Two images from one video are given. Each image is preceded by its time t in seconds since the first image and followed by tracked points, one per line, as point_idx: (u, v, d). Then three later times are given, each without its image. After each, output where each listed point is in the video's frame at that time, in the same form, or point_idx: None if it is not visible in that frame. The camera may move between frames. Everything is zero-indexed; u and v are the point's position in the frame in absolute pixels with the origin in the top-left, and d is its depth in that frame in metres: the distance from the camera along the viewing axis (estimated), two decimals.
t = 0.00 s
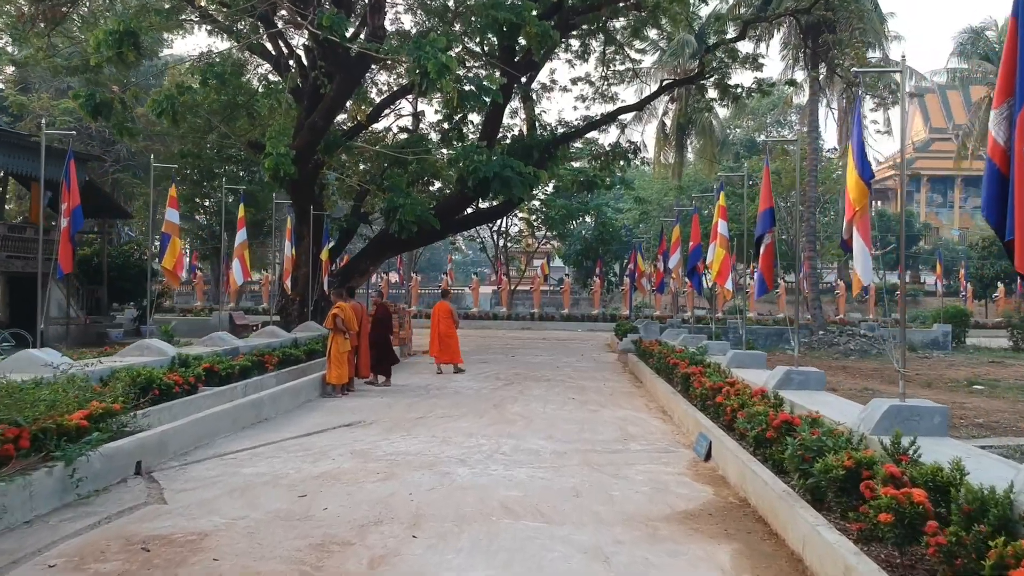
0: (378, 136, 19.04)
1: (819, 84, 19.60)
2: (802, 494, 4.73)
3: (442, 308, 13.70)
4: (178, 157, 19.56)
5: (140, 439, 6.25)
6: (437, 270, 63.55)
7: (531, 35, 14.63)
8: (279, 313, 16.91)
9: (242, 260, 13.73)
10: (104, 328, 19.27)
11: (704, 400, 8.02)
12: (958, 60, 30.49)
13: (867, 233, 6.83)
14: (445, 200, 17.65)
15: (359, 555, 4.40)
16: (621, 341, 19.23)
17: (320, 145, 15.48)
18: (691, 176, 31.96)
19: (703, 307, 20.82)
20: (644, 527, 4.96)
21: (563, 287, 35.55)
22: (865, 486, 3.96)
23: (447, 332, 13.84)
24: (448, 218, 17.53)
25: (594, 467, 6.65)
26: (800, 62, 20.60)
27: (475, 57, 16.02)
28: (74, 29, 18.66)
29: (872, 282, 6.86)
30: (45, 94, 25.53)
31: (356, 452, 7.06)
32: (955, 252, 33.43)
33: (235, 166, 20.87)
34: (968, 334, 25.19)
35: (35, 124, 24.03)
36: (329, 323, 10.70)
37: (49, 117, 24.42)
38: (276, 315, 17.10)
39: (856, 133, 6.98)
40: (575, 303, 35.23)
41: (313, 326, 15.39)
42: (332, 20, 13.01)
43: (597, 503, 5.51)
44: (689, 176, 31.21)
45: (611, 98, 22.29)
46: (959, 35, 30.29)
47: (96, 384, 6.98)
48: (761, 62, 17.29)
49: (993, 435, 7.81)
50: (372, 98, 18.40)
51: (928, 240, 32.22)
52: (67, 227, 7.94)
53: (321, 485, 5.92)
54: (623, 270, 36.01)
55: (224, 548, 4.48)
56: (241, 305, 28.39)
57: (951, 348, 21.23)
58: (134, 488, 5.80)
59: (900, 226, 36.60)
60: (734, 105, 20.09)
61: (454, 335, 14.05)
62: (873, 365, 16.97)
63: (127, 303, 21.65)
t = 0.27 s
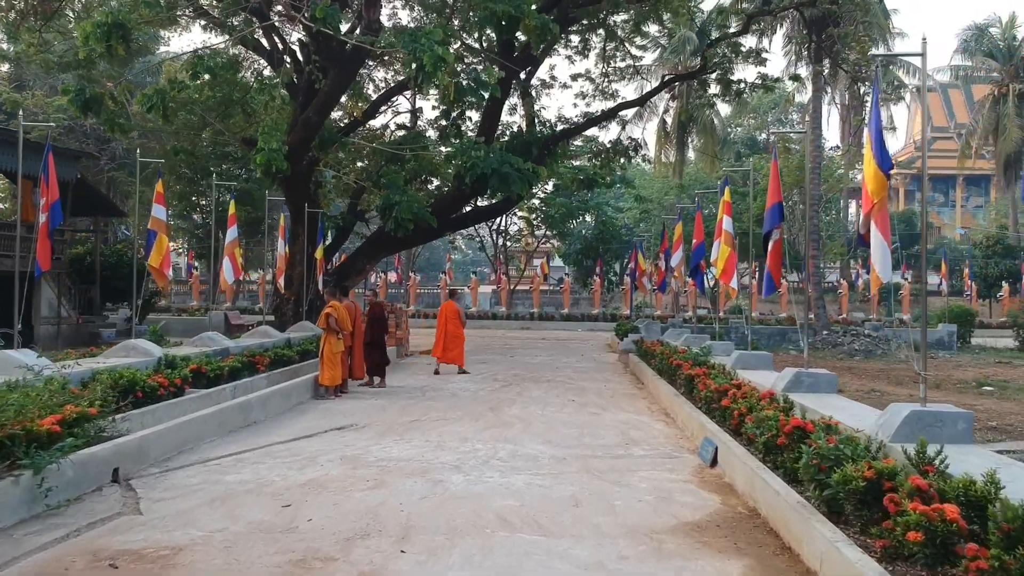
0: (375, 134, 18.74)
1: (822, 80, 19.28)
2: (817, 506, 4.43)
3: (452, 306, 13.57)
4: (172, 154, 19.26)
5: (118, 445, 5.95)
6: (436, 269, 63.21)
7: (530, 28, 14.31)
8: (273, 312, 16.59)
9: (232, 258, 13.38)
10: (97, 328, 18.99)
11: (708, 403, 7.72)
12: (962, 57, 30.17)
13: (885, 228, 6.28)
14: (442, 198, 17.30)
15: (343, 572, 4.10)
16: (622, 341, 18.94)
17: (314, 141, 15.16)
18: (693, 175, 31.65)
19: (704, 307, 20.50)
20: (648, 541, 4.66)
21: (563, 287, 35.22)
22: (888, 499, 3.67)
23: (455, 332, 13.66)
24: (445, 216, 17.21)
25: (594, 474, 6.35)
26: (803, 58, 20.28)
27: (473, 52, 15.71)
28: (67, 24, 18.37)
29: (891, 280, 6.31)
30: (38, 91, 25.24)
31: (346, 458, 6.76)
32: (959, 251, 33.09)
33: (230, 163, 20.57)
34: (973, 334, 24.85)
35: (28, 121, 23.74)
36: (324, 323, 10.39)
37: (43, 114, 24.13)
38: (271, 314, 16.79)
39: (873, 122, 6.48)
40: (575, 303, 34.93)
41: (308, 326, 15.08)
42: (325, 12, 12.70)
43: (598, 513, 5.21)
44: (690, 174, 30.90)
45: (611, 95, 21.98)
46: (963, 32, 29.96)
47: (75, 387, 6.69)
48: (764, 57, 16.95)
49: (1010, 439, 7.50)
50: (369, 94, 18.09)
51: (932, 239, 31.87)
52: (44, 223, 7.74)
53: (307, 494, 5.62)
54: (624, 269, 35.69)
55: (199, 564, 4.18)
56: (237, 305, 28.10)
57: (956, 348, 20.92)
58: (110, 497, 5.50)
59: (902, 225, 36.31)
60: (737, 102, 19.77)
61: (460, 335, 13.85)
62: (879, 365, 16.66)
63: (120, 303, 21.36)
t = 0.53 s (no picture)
0: (372, 130, 18.43)
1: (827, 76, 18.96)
2: (835, 521, 4.10)
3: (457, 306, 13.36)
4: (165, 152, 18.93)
5: (92, 452, 5.63)
6: (435, 269, 62.85)
7: (529, 21, 13.98)
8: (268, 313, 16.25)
9: (221, 256, 13.03)
10: (89, 328, 18.66)
11: (714, 407, 7.40)
12: (967, 54, 29.85)
13: (911, 221, 5.65)
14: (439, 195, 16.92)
15: None
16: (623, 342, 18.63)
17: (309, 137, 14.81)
18: (693, 173, 31.34)
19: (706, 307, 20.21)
20: (654, 558, 4.33)
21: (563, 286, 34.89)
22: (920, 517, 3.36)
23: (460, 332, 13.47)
24: (443, 214, 16.88)
25: (595, 482, 6.02)
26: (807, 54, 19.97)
27: (471, 47, 15.35)
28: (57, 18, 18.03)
29: (916, 278, 5.69)
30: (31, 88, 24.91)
31: (335, 465, 6.44)
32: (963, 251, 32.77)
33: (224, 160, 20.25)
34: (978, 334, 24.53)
35: (21, 118, 23.42)
36: (315, 322, 10.07)
37: (36, 111, 23.81)
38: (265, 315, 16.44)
39: (895, 102, 5.78)
40: (574, 302, 34.56)
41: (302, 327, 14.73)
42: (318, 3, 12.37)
43: (599, 526, 4.89)
44: (691, 172, 30.57)
45: (612, 92, 21.66)
46: (968, 29, 29.63)
47: (49, 390, 6.36)
48: (767, 52, 16.62)
49: None
50: (365, 90, 17.77)
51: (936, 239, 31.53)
52: (20, 219, 7.52)
53: (290, 505, 5.29)
54: (624, 269, 35.37)
55: None
56: (233, 305, 27.78)
57: (962, 348, 20.60)
58: (81, 508, 5.18)
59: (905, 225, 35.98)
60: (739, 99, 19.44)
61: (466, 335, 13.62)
62: (885, 366, 16.34)
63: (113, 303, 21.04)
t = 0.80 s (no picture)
0: (369, 127, 18.09)
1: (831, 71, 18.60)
2: (859, 543, 3.75)
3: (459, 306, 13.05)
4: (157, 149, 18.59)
5: (60, 462, 5.28)
6: (434, 268, 62.42)
7: (528, 13, 13.62)
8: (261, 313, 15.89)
9: (210, 254, 12.67)
10: (79, 328, 18.30)
11: (721, 412, 7.05)
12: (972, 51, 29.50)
13: (940, 215, 5.27)
14: (436, 193, 16.54)
15: None
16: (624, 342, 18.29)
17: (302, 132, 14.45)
18: (695, 172, 31.01)
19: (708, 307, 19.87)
20: None
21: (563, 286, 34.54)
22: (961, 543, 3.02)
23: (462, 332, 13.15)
24: (441, 212, 16.51)
25: (597, 493, 5.67)
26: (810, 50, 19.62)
27: (469, 41, 15.00)
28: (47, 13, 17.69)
29: (945, 278, 5.31)
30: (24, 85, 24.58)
31: (321, 475, 6.08)
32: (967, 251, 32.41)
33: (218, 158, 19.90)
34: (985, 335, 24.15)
35: (12, 116, 23.08)
36: (306, 324, 9.73)
37: (28, 109, 23.46)
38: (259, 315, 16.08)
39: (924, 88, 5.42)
40: (575, 302, 34.19)
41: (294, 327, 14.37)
42: None
43: (602, 544, 4.53)
44: (692, 171, 30.22)
45: (612, 89, 21.31)
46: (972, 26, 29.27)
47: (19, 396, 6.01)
48: (771, 46, 16.25)
49: None
50: (361, 86, 17.43)
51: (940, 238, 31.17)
52: None
53: (270, 519, 4.94)
54: (625, 269, 35.02)
55: None
56: (229, 305, 27.43)
57: (968, 349, 20.25)
58: (45, 523, 4.82)
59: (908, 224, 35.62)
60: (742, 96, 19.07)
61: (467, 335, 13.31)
62: (891, 367, 15.99)
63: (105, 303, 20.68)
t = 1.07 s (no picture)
0: (365, 124, 17.75)
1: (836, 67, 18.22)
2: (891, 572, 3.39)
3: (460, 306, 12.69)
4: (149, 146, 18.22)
5: (22, 477, 4.90)
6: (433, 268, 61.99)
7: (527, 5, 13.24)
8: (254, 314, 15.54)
9: (197, 254, 12.29)
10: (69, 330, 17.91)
11: (730, 421, 6.68)
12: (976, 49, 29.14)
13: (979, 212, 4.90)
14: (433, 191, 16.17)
15: None
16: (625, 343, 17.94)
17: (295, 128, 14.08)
18: (696, 171, 30.65)
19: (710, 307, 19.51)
20: None
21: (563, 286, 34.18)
22: None
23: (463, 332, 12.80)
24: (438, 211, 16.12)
25: (599, 509, 5.29)
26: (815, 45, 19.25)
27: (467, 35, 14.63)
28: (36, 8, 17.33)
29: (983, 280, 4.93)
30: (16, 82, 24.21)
31: (305, 488, 5.70)
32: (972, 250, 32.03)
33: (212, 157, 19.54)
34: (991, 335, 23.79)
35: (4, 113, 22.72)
36: (296, 327, 9.36)
37: (19, 106, 23.10)
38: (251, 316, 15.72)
39: (958, 74, 5.00)
40: (575, 302, 33.84)
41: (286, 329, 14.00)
42: None
43: (605, 568, 4.16)
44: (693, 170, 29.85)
45: (613, 85, 20.94)
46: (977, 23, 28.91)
47: None
48: (776, 41, 15.88)
49: None
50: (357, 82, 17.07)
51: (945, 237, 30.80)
52: None
53: (246, 539, 4.57)
54: (625, 269, 34.65)
55: None
56: (225, 305, 27.08)
57: (975, 350, 19.89)
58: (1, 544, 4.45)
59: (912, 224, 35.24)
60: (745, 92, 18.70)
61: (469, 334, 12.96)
62: (899, 370, 15.63)
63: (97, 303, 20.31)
